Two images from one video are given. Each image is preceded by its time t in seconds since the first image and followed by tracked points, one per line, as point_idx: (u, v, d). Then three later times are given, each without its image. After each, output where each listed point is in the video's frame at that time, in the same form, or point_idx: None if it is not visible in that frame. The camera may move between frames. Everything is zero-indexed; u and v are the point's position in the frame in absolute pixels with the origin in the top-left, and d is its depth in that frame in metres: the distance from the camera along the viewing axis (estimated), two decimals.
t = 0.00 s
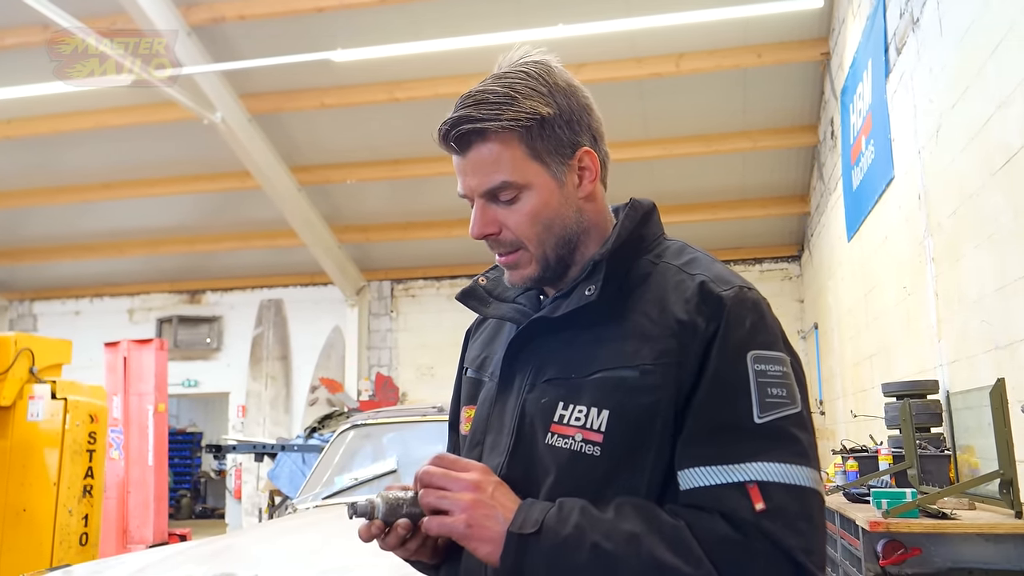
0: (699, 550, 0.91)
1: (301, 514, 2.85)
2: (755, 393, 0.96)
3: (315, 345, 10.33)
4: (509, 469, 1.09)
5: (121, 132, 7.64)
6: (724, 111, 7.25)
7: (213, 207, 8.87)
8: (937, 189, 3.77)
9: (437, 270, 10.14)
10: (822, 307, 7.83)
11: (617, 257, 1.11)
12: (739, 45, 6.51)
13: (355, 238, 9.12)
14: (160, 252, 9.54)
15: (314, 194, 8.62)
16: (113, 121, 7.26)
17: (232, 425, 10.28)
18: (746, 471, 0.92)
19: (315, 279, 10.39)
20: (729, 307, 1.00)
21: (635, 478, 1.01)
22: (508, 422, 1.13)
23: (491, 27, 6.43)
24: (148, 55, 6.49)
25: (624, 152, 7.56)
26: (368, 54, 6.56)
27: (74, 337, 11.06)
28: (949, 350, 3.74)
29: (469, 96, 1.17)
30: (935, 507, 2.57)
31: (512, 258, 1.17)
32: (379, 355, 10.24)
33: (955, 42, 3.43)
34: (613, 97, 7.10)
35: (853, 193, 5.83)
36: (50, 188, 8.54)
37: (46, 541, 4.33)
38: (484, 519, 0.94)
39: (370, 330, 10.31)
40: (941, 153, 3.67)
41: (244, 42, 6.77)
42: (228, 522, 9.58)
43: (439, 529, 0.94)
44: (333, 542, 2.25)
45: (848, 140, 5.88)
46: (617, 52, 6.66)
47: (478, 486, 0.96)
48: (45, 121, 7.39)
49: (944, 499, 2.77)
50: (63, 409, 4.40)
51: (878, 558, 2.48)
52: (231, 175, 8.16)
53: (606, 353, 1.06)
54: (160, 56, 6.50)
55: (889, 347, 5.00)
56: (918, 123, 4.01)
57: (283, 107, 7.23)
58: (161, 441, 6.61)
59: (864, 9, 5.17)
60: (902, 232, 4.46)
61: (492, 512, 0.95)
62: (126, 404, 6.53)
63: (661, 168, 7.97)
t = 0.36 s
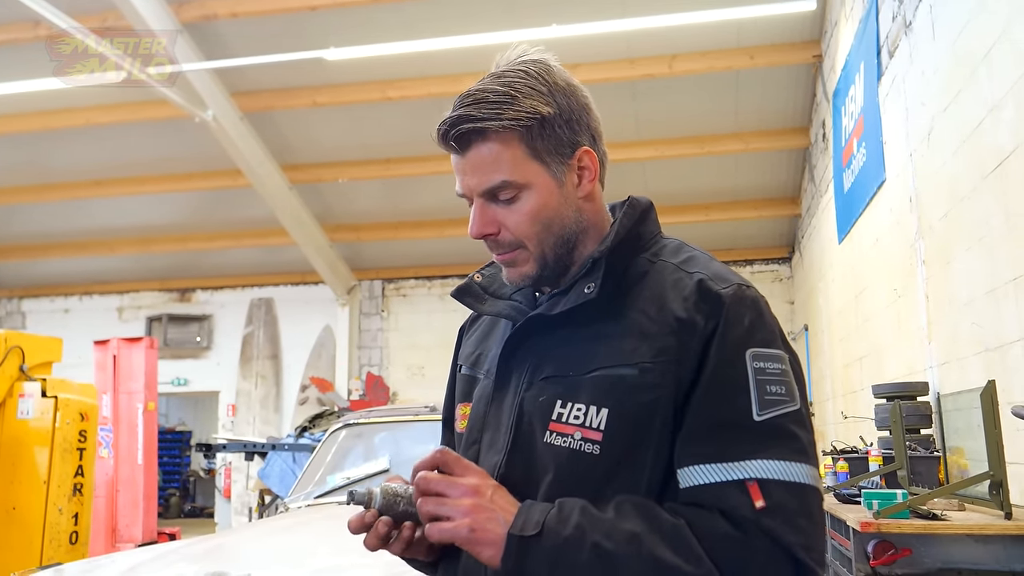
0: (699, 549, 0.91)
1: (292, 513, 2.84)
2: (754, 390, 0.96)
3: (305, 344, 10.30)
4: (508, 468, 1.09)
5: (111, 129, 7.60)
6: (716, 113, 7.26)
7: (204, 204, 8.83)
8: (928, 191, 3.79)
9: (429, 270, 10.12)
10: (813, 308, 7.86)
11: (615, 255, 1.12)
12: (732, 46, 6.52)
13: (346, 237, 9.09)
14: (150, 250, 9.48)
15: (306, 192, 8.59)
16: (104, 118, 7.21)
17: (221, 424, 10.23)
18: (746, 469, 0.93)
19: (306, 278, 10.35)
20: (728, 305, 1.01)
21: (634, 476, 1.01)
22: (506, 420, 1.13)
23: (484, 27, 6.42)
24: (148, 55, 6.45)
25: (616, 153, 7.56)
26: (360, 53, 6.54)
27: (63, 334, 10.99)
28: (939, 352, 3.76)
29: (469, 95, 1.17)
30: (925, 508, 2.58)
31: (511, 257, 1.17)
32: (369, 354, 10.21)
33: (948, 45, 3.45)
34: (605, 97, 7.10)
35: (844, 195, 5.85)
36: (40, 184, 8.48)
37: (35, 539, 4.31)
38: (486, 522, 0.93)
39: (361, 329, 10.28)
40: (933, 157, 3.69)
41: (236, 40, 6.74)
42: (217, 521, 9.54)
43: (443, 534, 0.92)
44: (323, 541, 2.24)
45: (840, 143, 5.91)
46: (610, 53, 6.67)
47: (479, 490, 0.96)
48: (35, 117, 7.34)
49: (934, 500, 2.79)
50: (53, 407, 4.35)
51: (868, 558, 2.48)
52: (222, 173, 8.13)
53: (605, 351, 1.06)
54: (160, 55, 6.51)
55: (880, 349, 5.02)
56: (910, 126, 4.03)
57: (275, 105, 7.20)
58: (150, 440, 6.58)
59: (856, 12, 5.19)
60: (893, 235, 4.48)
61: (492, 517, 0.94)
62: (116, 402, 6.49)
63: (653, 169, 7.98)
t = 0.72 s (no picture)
0: (710, 542, 0.90)
1: (282, 510, 2.82)
2: (754, 381, 0.96)
3: (295, 340, 10.27)
4: (505, 464, 1.09)
5: (100, 123, 7.54)
6: (708, 111, 7.27)
7: (194, 199, 8.78)
8: (918, 191, 3.81)
9: (419, 266, 10.10)
10: (801, 306, 7.90)
11: (608, 247, 1.11)
12: (723, 44, 6.53)
13: (336, 232, 9.06)
14: (139, 245, 9.42)
15: (296, 188, 8.55)
16: (93, 112, 7.16)
17: (210, 420, 10.19)
18: (752, 459, 0.92)
19: (296, 274, 10.32)
20: (724, 298, 1.00)
21: (631, 469, 1.00)
22: (502, 417, 1.13)
23: (476, 24, 6.40)
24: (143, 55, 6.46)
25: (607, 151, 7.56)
26: (352, 48, 6.51)
27: (51, 329, 10.91)
28: (928, 351, 3.79)
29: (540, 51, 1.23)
30: (915, 505, 2.60)
31: (565, 210, 1.17)
32: (359, 350, 10.19)
33: (939, 45, 3.47)
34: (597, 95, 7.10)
35: (834, 194, 5.88)
36: (27, 178, 8.40)
37: (24, 535, 4.29)
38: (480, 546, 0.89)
39: (351, 325, 10.27)
40: (923, 156, 3.71)
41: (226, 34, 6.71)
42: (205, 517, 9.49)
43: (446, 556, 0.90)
44: (313, 538, 2.23)
45: (831, 141, 5.93)
46: (601, 50, 6.67)
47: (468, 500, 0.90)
48: (23, 111, 7.28)
49: (924, 498, 2.81)
50: (42, 402, 4.33)
51: (858, 554, 2.51)
52: (213, 168, 8.08)
53: (599, 344, 1.05)
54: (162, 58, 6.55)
55: (869, 347, 5.05)
56: (900, 125, 4.06)
57: (265, 100, 7.17)
58: (139, 436, 6.54)
59: (848, 11, 5.20)
60: (883, 233, 4.51)
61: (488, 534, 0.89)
62: (104, 398, 6.45)
63: (644, 167, 8.00)
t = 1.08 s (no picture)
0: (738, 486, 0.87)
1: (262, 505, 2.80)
2: (756, 372, 0.97)
3: (273, 334, 10.19)
4: (499, 460, 1.07)
5: (76, 114, 7.42)
6: (688, 108, 7.30)
7: (171, 193, 8.67)
8: (897, 188, 3.85)
9: (398, 261, 10.06)
10: (779, 303, 7.98)
11: (604, 246, 1.10)
12: (704, 42, 6.56)
13: (316, 227, 8.99)
14: (115, 238, 9.29)
15: (275, 181, 8.47)
16: (69, 104, 7.04)
17: (186, 415, 10.09)
18: (757, 432, 0.93)
19: (274, 268, 10.23)
20: (721, 296, 1.00)
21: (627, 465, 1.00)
22: (493, 414, 1.12)
23: (458, 18, 6.37)
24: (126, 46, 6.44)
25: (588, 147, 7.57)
26: (333, 42, 6.46)
27: (24, 323, 10.73)
28: (905, 347, 3.83)
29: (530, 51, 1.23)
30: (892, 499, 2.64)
31: (560, 206, 1.14)
32: (338, 345, 10.15)
33: (918, 44, 3.50)
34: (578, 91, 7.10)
35: (813, 191, 5.93)
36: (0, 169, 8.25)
37: None
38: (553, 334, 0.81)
39: (329, 320, 10.21)
40: (902, 154, 3.75)
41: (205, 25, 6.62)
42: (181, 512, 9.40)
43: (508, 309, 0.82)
44: (293, 534, 2.21)
45: (809, 139, 5.98)
46: (583, 46, 6.68)
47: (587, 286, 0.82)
48: None
49: (902, 493, 2.85)
50: (18, 397, 4.28)
51: (837, 549, 2.51)
52: (191, 161, 7.98)
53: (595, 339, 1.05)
54: (139, 52, 6.54)
55: (846, 343, 5.11)
56: (879, 123, 4.09)
57: (245, 93, 7.09)
58: (115, 430, 6.46)
59: (828, 10, 5.24)
60: (861, 230, 4.55)
61: (564, 334, 0.81)
62: (79, 393, 6.36)
63: (624, 163, 8.02)
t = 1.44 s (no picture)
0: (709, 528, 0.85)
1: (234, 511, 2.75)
2: (731, 380, 0.93)
3: (244, 336, 10.07)
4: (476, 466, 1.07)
5: (45, 111, 7.28)
6: (663, 115, 7.36)
7: (143, 193, 8.54)
8: (869, 196, 3.90)
9: (372, 264, 10.00)
10: (751, 308, 8.05)
11: (578, 252, 1.11)
12: (679, 48, 6.62)
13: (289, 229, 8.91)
14: (84, 238, 9.13)
15: (249, 182, 8.38)
16: (39, 101, 6.91)
17: (156, 418, 9.95)
18: (733, 452, 0.89)
19: (246, 270, 10.11)
20: (696, 301, 0.99)
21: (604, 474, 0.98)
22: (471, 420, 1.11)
23: (434, 21, 6.36)
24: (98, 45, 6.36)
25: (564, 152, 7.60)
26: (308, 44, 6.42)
27: None
28: (877, 353, 3.88)
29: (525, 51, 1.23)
30: (865, 505, 2.65)
31: (546, 213, 1.17)
32: (310, 348, 10.05)
33: (891, 53, 3.55)
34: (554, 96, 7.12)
35: (785, 198, 6.01)
36: None
37: None
38: (474, 523, 0.80)
39: (302, 323, 10.11)
40: (874, 163, 3.80)
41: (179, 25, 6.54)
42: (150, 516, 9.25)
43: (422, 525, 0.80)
44: (266, 539, 2.18)
45: (782, 147, 6.05)
46: (559, 51, 6.70)
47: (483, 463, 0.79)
48: None
49: (873, 498, 2.88)
50: None
51: (810, 554, 2.54)
52: (163, 161, 7.88)
53: (572, 345, 1.04)
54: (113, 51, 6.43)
55: (818, 349, 5.16)
56: (852, 130, 4.15)
57: (218, 93, 7.00)
58: (83, 433, 6.33)
59: (801, 20, 5.31)
60: (833, 237, 4.61)
61: (488, 510, 0.80)
62: (47, 394, 6.22)
63: (599, 168, 8.06)
